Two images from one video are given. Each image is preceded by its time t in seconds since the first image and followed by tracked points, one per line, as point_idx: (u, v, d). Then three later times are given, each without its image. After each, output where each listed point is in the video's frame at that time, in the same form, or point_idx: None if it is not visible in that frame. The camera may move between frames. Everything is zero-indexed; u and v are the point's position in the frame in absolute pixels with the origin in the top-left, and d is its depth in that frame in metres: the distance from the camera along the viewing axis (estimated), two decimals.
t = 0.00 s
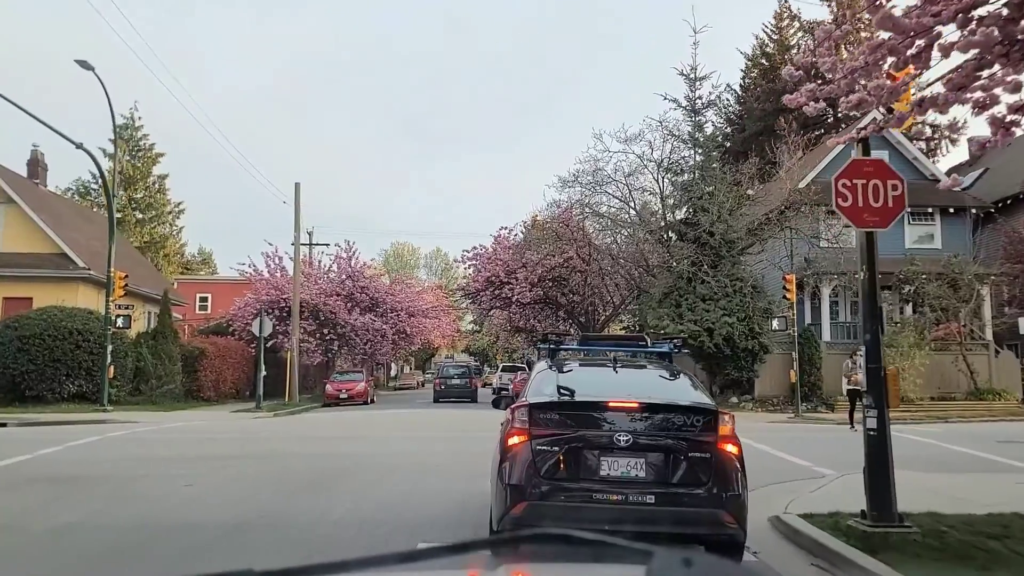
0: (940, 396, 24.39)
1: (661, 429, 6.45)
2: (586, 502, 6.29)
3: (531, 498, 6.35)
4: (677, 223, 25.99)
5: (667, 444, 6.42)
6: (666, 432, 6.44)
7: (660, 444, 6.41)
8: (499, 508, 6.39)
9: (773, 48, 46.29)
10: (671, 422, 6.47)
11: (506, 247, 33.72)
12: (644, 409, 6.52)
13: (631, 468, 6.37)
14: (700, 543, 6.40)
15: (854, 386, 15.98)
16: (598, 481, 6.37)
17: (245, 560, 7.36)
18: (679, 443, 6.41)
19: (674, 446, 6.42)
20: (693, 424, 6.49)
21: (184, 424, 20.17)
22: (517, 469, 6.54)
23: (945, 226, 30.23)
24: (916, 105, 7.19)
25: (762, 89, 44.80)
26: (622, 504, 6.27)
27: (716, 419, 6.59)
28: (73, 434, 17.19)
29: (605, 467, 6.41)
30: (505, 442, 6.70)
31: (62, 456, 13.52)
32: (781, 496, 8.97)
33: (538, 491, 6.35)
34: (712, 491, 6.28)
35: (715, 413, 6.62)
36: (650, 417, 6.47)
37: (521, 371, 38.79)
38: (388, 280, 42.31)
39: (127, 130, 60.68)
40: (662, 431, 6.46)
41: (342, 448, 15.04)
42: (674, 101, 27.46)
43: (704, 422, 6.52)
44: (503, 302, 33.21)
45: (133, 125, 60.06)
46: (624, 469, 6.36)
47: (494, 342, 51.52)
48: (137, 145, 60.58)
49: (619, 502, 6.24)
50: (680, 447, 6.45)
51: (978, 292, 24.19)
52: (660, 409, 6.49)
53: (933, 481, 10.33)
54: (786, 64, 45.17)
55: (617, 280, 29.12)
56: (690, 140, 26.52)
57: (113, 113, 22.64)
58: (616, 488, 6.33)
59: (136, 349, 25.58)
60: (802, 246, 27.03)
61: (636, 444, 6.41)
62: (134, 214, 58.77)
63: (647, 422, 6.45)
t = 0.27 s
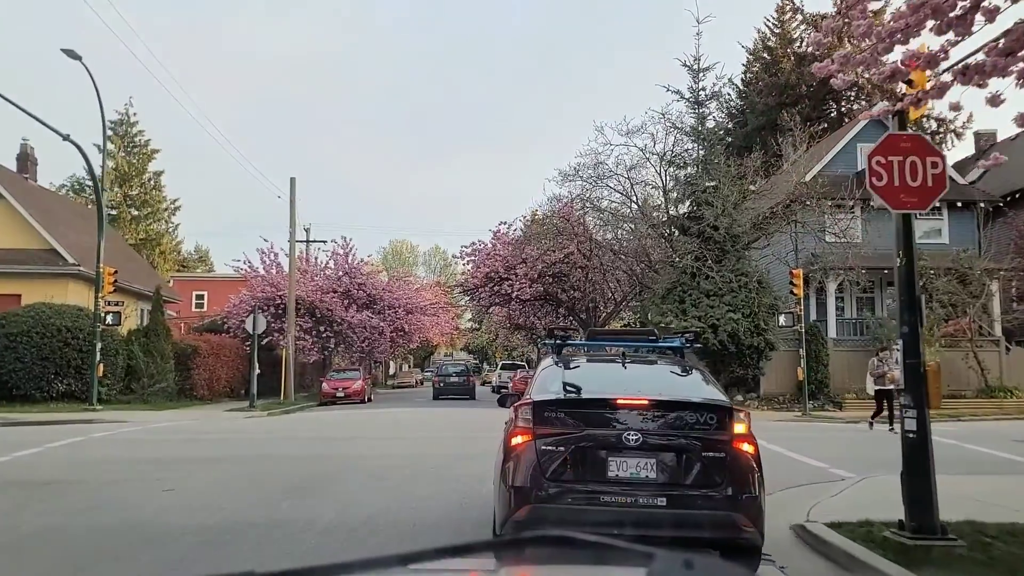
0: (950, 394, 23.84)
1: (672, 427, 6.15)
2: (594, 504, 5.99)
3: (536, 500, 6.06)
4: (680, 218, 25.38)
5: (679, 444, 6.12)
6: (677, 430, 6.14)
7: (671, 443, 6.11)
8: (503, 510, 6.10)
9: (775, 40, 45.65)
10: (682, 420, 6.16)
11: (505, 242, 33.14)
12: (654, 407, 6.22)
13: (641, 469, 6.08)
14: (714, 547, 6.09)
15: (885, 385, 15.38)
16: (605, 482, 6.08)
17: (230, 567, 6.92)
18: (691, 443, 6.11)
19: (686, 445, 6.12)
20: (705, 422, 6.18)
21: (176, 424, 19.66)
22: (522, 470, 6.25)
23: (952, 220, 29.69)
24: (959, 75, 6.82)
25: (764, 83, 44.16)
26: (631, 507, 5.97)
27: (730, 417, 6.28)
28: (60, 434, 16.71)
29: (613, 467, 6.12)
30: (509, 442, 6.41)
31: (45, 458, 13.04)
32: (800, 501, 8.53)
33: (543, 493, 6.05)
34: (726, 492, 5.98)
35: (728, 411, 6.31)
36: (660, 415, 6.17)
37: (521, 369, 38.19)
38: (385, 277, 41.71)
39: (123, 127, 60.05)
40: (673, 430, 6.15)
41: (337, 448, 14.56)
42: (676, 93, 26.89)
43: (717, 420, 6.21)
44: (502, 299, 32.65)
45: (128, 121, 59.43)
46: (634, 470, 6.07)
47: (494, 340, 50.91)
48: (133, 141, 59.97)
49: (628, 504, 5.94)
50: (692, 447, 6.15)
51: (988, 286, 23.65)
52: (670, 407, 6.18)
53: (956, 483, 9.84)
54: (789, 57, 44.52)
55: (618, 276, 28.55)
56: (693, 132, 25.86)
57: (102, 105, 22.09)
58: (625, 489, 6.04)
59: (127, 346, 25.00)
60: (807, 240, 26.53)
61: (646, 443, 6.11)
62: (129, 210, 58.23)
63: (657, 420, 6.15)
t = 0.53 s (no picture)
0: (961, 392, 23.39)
1: (686, 426, 5.76)
2: (604, 508, 5.61)
3: (542, 503, 5.67)
4: (683, 211, 24.80)
5: (694, 444, 5.73)
6: (691, 430, 5.75)
7: (685, 443, 5.73)
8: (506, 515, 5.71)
9: (777, 33, 45.05)
10: (697, 418, 5.77)
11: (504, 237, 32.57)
12: (668, 405, 5.83)
13: (654, 471, 5.69)
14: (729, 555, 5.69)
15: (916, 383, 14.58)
16: (616, 485, 5.69)
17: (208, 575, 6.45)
18: (707, 443, 5.73)
19: (700, 444, 5.73)
20: (720, 420, 5.80)
21: (166, 423, 19.14)
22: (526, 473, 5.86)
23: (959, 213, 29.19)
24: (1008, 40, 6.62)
25: (766, 76, 43.58)
26: (644, 512, 5.59)
27: (748, 415, 5.89)
28: (46, 433, 16.22)
29: (624, 469, 5.73)
30: (513, 442, 6.02)
31: (28, 459, 12.55)
32: (822, 505, 8.06)
33: (549, 497, 5.67)
34: (743, 495, 5.60)
35: (747, 408, 5.92)
36: (674, 413, 5.78)
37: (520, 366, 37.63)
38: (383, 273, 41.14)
39: (118, 122, 59.42)
40: (688, 429, 5.77)
41: (331, 448, 14.08)
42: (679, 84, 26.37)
43: (734, 418, 5.82)
44: (502, 295, 32.12)
45: (123, 117, 58.82)
46: (646, 471, 5.69)
47: (493, 337, 50.37)
48: (127, 136, 59.36)
49: (639, 508, 5.57)
50: (706, 447, 5.76)
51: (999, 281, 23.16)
52: (685, 405, 5.80)
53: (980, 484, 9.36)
54: (791, 50, 43.95)
55: (620, 271, 27.99)
56: (696, 125, 25.30)
57: (91, 96, 21.54)
58: (636, 492, 5.65)
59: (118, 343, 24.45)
60: (812, 233, 26.01)
61: (658, 443, 5.73)
62: (125, 206, 57.74)
63: (669, 418, 5.77)
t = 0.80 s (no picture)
0: (970, 386, 22.98)
1: (699, 424, 5.64)
2: (614, 509, 5.50)
3: (549, 504, 5.56)
4: (685, 204, 24.30)
5: (707, 442, 5.61)
6: (704, 427, 5.64)
7: (698, 442, 5.61)
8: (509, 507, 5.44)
9: (778, 24, 44.53)
10: (710, 416, 5.67)
11: (502, 230, 32.05)
12: (679, 402, 5.71)
13: (665, 470, 5.58)
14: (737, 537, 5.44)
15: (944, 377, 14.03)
16: (626, 485, 5.59)
17: None
18: (720, 441, 5.60)
19: (713, 443, 5.63)
20: (734, 417, 5.69)
21: (159, 420, 18.76)
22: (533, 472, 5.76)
23: (964, 205, 28.78)
24: None
25: (767, 67, 43.08)
26: (655, 513, 5.46)
27: (763, 413, 5.76)
28: (34, 431, 15.87)
29: (634, 469, 5.63)
30: (517, 440, 5.93)
31: (12, 459, 12.21)
32: (839, 504, 7.68)
33: (555, 497, 5.56)
34: (758, 496, 5.49)
35: (762, 405, 5.78)
36: (685, 411, 5.67)
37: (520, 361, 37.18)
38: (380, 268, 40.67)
39: (112, 117, 58.86)
40: (701, 427, 5.65)
41: (327, 446, 13.71)
42: (680, 73, 25.84)
43: (749, 416, 5.69)
44: (501, 289, 31.66)
45: (118, 111, 58.26)
46: (657, 471, 5.59)
47: (492, 332, 49.91)
48: (122, 131, 58.83)
49: (650, 510, 5.45)
50: (719, 445, 5.65)
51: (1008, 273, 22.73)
52: (696, 402, 5.68)
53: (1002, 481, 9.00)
54: (792, 40, 43.43)
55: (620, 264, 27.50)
56: (697, 115, 24.75)
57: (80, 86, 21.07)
58: (647, 493, 5.54)
59: (110, 340, 23.90)
60: (816, 225, 25.61)
61: (669, 441, 5.62)
62: (121, 203, 57.66)
63: (681, 416, 5.66)
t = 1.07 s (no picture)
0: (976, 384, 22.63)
1: (712, 425, 5.35)
2: (622, 515, 5.21)
3: (553, 510, 5.27)
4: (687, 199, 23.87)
5: (721, 444, 5.32)
6: (716, 428, 5.35)
7: (711, 444, 5.31)
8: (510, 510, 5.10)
9: (778, 19, 44.09)
10: (723, 415, 5.37)
11: (501, 226, 31.60)
12: (690, 402, 5.42)
13: (676, 474, 5.29)
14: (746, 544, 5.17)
15: (971, 376, 13.63)
16: (634, 489, 5.30)
17: None
18: (735, 443, 5.31)
19: (726, 444, 5.32)
20: (749, 417, 5.39)
21: (150, 421, 18.37)
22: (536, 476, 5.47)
23: (969, 200, 28.35)
24: None
25: (767, 62, 42.64)
26: (664, 519, 5.18)
27: (779, 414, 5.47)
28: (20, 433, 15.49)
29: (643, 472, 5.33)
30: (519, 442, 5.64)
31: None
32: (856, 512, 7.21)
33: (560, 502, 5.27)
34: (774, 500, 5.19)
35: (779, 406, 5.50)
36: (697, 412, 5.38)
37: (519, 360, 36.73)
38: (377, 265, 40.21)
39: (106, 115, 58.36)
40: (714, 428, 5.35)
41: (322, 448, 13.32)
42: (681, 67, 25.43)
43: (765, 417, 5.40)
44: (499, 286, 31.24)
45: (113, 109, 57.79)
46: (667, 474, 5.29)
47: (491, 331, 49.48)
48: (117, 129, 58.38)
49: (660, 515, 5.16)
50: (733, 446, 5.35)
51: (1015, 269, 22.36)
52: (710, 403, 5.39)
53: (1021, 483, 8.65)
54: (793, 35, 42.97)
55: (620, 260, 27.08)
56: (699, 109, 24.34)
57: (69, 80, 20.64)
58: (657, 497, 5.25)
59: (101, 339, 23.46)
60: (819, 220, 25.20)
61: (680, 443, 5.33)
62: (115, 201, 57.17)
63: (693, 416, 5.37)
